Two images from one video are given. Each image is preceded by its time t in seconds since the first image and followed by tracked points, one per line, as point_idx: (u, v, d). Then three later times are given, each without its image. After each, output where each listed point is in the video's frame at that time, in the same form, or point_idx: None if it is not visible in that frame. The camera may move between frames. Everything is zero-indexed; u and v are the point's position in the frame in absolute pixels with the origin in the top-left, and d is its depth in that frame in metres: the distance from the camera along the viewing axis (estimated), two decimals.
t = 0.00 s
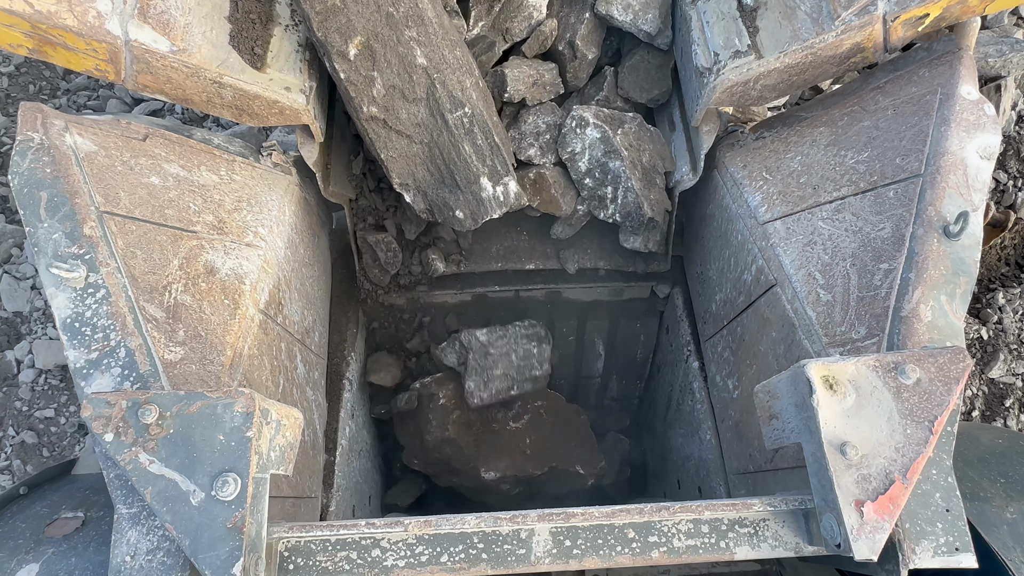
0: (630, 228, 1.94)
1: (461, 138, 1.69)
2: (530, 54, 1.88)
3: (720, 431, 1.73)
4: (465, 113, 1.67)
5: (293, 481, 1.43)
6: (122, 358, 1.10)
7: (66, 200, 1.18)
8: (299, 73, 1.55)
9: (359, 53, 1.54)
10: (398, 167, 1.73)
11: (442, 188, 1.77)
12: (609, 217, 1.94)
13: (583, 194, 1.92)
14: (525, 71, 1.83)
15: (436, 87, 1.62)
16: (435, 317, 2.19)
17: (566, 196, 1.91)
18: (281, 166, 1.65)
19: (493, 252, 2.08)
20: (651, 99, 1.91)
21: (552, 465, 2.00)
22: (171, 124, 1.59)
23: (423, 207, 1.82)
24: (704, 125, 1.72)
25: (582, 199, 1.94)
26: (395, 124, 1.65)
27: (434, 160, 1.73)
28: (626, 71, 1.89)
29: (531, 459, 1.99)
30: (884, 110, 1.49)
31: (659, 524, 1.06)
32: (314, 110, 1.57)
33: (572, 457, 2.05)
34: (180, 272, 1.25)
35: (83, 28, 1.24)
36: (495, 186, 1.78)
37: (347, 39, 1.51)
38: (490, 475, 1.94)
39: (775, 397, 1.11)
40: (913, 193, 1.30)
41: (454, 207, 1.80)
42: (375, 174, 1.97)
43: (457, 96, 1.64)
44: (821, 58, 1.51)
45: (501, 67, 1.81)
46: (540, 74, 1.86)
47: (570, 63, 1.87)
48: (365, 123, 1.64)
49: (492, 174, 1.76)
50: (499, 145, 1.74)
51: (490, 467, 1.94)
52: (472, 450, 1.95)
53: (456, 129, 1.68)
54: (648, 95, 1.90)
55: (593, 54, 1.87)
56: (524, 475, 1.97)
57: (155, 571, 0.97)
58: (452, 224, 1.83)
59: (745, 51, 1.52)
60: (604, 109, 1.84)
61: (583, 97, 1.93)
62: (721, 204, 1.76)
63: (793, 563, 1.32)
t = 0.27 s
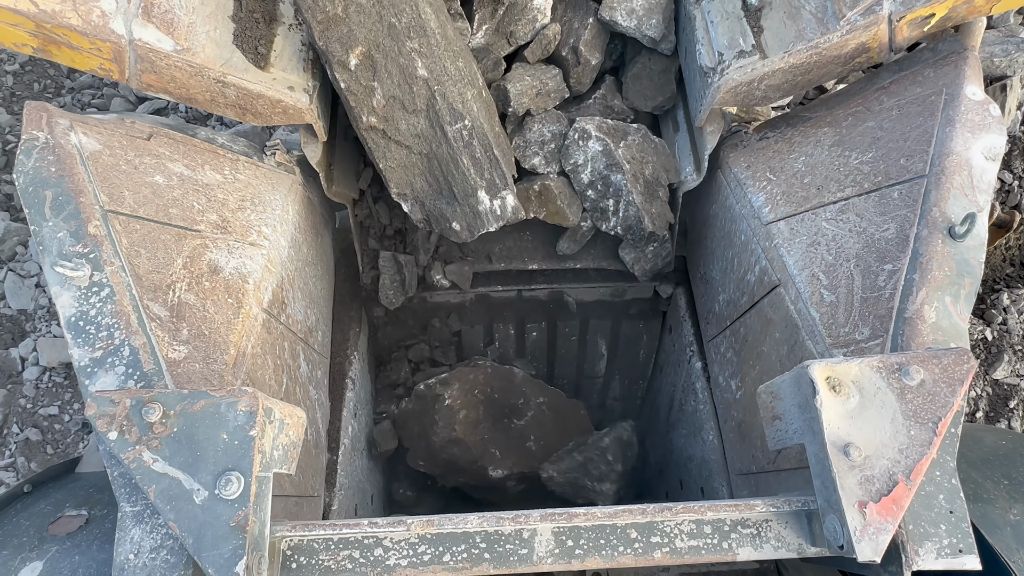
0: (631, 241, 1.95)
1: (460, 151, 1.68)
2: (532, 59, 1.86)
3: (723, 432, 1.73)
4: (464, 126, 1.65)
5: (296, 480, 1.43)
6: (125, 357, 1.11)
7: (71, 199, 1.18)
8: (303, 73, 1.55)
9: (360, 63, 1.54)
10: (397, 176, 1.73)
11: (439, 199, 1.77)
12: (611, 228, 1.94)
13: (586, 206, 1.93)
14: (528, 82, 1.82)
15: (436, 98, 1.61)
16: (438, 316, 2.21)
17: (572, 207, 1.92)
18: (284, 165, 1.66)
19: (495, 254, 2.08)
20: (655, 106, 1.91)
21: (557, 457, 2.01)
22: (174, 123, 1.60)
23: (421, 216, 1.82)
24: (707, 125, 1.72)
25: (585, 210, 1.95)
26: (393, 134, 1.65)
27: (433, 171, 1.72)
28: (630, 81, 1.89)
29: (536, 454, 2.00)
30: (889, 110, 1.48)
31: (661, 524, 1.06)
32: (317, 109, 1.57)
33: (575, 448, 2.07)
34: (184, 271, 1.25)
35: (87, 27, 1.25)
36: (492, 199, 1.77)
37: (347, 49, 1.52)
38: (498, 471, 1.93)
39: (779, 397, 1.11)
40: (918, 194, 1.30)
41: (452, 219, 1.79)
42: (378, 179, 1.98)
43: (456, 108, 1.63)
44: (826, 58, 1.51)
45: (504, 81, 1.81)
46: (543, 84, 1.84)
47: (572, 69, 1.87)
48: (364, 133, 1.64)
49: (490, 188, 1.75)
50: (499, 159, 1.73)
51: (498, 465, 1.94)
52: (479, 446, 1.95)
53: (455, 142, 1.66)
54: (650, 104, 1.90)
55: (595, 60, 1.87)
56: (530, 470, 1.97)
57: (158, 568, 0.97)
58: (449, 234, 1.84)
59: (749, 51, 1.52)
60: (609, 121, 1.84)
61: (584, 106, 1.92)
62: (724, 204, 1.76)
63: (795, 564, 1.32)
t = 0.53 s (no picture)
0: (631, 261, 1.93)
1: (462, 159, 1.67)
2: (535, 65, 1.88)
3: (725, 430, 1.73)
4: (467, 134, 1.65)
5: (298, 477, 1.44)
6: (128, 354, 1.11)
7: (73, 196, 1.18)
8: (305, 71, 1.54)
9: (363, 70, 1.54)
10: (400, 183, 1.72)
11: (442, 206, 1.76)
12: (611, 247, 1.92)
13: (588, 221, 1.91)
14: (536, 89, 1.85)
15: (439, 108, 1.61)
16: (439, 315, 2.21)
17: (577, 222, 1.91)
18: (287, 163, 1.66)
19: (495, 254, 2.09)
20: (660, 108, 1.91)
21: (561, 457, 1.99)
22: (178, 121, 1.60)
23: (423, 224, 1.81)
24: (709, 124, 1.72)
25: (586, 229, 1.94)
26: (396, 142, 1.65)
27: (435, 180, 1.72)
28: (632, 83, 1.91)
29: (542, 455, 1.96)
30: (892, 109, 1.48)
31: (662, 522, 1.06)
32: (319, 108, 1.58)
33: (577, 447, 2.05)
34: (186, 268, 1.26)
35: (91, 26, 1.25)
36: (494, 208, 1.75)
37: (350, 57, 1.51)
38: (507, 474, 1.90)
39: (780, 396, 1.11)
40: (920, 192, 1.29)
41: (453, 227, 1.78)
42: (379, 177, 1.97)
43: (459, 115, 1.62)
44: (829, 57, 1.51)
45: (513, 87, 1.84)
46: (550, 91, 1.87)
47: (575, 71, 1.88)
48: (367, 140, 1.63)
49: (493, 196, 1.73)
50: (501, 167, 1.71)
51: (507, 468, 1.89)
52: (488, 451, 1.89)
53: (458, 151, 1.66)
54: (654, 105, 1.90)
55: (598, 64, 1.88)
56: (537, 470, 1.94)
57: (160, 565, 0.98)
58: (450, 241, 1.82)
59: (750, 49, 1.52)
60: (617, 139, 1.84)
61: (585, 107, 1.93)
62: (727, 203, 1.76)
63: (797, 563, 1.32)
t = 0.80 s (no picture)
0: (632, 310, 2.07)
1: (462, 168, 1.67)
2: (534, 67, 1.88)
3: (724, 429, 1.73)
4: (467, 143, 1.65)
5: (297, 476, 1.44)
6: (127, 352, 1.11)
7: (73, 195, 1.19)
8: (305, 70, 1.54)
9: (362, 78, 1.54)
10: (399, 192, 1.72)
11: (440, 214, 1.76)
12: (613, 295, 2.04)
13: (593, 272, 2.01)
14: (538, 96, 1.87)
15: (438, 116, 1.61)
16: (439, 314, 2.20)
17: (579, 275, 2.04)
18: (287, 162, 1.66)
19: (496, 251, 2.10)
20: (659, 108, 1.91)
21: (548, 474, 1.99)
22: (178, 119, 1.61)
23: (423, 230, 1.81)
24: (709, 123, 1.72)
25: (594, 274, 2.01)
26: (395, 150, 1.64)
27: (435, 189, 1.72)
28: (632, 83, 1.91)
29: (528, 472, 1.96)
30: (892, 108, 1.48)
31: (659, 521, 1.06)
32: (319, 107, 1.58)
33: (566, 462, 2.04)
34: (186, 267, 1.26)
35: (91, 25, 1.25)
36: (493, 217, 1.75)
37: (349, 65, 1.52)
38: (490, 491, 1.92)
39: (778, 396, 1.11)
40: (919, 192, 1.29)
41: (453, 236, 1.78)
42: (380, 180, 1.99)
43: (459, 124, 1.62)
44: (829, 56, 1.51)
45: (515, 94, 1.85)
46: (552, 99, 1.90)
47: (574, 76, 1.90)
48: (366, 148, 1.63)
49: (492, 205, 1.74)
50: (500, 175, 1.71)
51: (491, 486, 1.91)
52: (471, 471, 1.90)
53: (457, 159, 1.66)
54: (654, 105, 1.91)
55: (597, 68, 1.90)
56: (521, 486, 1.96)
57: (159, 563, 0.98)
58: (448, 248, 1.81)
59: (750, 49, 1.52)
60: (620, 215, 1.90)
61: (585, 109, 1.96)
62: (726, 202, 1.76)
63: (795, 563, 1.32)
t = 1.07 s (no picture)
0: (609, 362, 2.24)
1: (456, 179, 1.66)
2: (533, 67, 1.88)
3: (724, 429, 1.73)
4: (460, 154, 1.64)
5: (296, 475, 1.44)
6: (126, 352, 1.11)
7: (72, 194, 1.18)
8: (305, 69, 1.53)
9: (357, 88, 1.53)
10: (393, 201, 1.73)
11: (434, 222, 1.77)
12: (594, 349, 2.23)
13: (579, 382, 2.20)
14: (540, 104, 1.84)
15: (433, 127, 1.59)
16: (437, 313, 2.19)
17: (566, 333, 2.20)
18: (286, 161, 1.66)
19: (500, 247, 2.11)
20: (659, 109, 1.91)
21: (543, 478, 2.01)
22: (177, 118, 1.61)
23: (416, 237, 1.82)
24: (709, 122, 1.72)
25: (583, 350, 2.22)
26: (390, 159, 1.64)
27: (429, 197, 1.72)
28: (632, 84, 1.90)
29: (523, 476, 1.98)
30: (892, 107, 1.47)
31: (658, 522, 1.06)
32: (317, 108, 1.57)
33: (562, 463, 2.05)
34: (185, 267, 1.26)
35: (89, 24, 1.25)
36: (486, 228, 1.75)
37: (344, 75, 1.50)
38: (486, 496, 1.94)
39: (777, 396, 1.11)
40: (919, 191, 1.29)
41: (446, 245, 1.79)
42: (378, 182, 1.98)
43: (453, 135, 1.61)
44: (829, 55, 1.50)
45: (515, 101, 1.83)
46: (553, 105, 1.87)
47: (573, 81, 1.90)
48: (362, 157, 1.63)
49: (485, 216, 1.73)
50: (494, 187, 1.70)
51: (486, 492, 1.93)
52: (466, 478, 1.92)
53: (450, 170, 1.65)
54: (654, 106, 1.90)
55: (596, 72, 1.89)
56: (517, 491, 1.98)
57: (158, 563, 0.98)
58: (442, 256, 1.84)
59: (750, 47, 1.50)
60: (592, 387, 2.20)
61: (585, 112, 1.96)
62: (726, 201, 1.75)
63: (795, 562, 1.33)
